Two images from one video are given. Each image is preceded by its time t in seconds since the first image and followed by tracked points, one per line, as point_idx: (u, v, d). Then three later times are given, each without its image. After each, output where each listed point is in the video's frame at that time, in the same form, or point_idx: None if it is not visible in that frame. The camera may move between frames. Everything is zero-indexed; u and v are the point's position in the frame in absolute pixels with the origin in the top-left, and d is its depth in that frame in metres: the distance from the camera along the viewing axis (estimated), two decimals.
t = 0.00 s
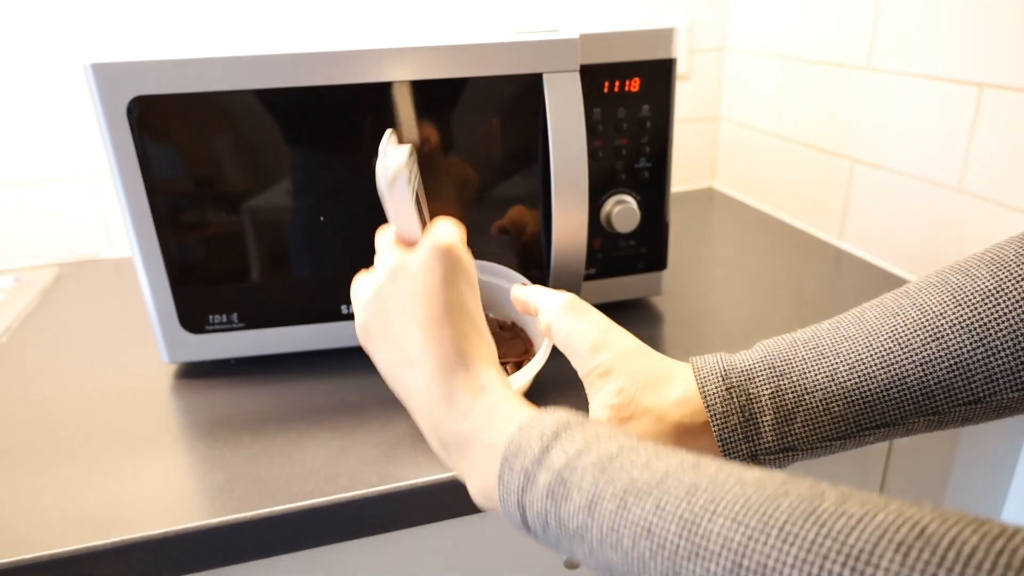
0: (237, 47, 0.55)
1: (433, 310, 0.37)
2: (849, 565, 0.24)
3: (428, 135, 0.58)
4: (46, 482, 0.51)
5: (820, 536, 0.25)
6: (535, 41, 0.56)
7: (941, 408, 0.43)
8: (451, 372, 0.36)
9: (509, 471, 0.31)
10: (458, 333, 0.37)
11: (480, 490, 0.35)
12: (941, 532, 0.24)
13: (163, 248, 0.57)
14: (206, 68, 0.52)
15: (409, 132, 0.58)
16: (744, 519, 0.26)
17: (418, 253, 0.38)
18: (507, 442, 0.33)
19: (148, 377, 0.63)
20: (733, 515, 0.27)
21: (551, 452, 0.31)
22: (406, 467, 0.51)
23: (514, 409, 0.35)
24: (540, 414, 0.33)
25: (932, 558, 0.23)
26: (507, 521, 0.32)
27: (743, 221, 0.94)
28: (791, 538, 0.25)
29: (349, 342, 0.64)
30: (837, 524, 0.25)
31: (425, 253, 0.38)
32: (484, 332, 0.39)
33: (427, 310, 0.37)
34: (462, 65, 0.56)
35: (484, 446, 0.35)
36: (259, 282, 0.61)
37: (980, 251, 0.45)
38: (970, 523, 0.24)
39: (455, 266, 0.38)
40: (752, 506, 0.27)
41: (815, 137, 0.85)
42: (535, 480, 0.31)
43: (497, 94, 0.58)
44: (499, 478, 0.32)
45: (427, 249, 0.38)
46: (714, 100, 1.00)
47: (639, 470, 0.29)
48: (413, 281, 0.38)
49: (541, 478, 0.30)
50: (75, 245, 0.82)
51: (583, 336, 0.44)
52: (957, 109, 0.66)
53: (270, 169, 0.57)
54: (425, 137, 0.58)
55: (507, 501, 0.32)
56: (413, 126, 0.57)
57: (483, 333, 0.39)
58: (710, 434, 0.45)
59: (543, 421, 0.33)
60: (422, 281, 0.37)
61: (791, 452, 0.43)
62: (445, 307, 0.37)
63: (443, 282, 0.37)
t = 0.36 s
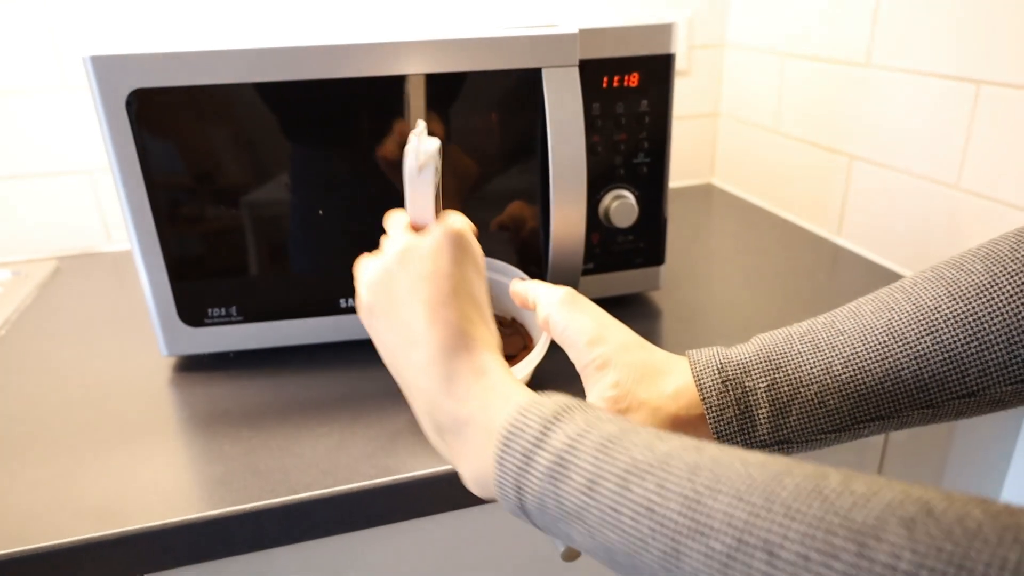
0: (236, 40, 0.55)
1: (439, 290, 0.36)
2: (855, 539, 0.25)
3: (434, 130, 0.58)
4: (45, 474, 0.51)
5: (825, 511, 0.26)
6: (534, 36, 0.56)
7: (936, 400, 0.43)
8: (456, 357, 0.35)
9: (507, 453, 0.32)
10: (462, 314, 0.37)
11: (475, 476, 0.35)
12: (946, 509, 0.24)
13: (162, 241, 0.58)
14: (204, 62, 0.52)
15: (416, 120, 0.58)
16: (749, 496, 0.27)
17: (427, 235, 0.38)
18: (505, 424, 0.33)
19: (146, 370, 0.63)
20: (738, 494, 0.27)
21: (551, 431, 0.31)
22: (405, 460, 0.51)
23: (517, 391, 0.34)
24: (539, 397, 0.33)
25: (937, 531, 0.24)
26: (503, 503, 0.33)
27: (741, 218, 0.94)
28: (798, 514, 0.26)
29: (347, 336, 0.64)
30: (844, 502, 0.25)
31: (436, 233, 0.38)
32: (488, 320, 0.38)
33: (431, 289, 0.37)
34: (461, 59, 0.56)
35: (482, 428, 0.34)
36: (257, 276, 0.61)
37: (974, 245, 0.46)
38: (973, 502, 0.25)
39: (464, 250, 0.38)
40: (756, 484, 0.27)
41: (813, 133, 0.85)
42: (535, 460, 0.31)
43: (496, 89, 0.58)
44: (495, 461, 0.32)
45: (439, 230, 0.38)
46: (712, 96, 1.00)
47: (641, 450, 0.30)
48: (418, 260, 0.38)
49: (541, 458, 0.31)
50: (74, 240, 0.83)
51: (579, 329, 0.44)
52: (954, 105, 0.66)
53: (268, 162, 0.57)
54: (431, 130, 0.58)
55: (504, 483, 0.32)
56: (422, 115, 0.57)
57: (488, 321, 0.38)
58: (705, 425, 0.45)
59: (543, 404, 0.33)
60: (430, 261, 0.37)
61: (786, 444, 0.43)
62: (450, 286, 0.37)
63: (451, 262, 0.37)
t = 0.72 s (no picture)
0: (234, 42, 0.56)
1: (434, 296, 0.37)
2: (854, 539, 0.26)
3: (429, 122, 0.58)
4: (46, 474, 0.51)
5: (825, 513, 0.27)
6: (530, 36, 0.57)
7: (929, 395, 0.43)
8: (458, 360, 0.37)
9: (520, 454, 0.33)
10: (463, 319, 0.37)
11: (491, 472, 0.37)
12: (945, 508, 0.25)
13: (160, 242, 0.58)
14: (202, 64, 0.53)
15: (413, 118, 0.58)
16: (752, 498, 0.28)
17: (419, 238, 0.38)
18: (518, 423, 0.34)
19: (146, 370, 0.64)
20: (740, 493, 0.28)
21: (561, 433, 0.33)
22: (404, 458, 0.51)
23: (529, 394, 0.36)
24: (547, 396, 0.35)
25: (935, 532, 0.25)
26: (519, 500, 0.35)
27: (737, 215, 0.94)
28: (798, 516, 0.27)
29: (346, 335, 0.64)
30: (843, 502, 0.27)
31: (427, 239, 0.37)
32: (490, 316, 0.39)
33: (430, 296, 0.37)
34: (457, 59, 0.56)
35: (497, 425, 0.36)
36: (256, 276, 0.61)
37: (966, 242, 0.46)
38: (968, 498, 0.26)
39: (457, 251, 0.38)
40: (757, 482, 0.28)
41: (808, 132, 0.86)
42: (546, 463, 0.33)
43: (492, 89, 0.58)
44: (510, 460, 0.34)
45: (428, 235, 0.37)
46: (708, 94, 1.00)
47: (646, 451, 0.31)
48: (413, 267, 0.38)
49: (551, 460, 0.32)
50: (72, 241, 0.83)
51: (579, 327, 0.45)
52: (948, 103, 0.67)
53: (266, 162, 0.57)
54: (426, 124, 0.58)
55: (520, 482, 0.34)
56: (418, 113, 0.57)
57: (490, 318, 0.39)
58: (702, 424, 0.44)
59: (553, 403, 0.34)
60: (423, 269, 0.37)
61: (782, 439, 0.44)
62: (448, 292, 0.37)
63: (445, 268, 0.37)
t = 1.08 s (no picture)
0: (239, 53, 0.57)
1: (436, 301, 0.39)
2: (817, 520, 0.27)
3: (433, 142, 0.60)
4: (50, 476, 0.52)
5: (791, 498, 0.28)
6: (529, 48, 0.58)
7: (917, 403, 0.44)
8: (457, 364, 0.38)
9: (507, 453, 0.34)
10: (462, 323, 0.40)
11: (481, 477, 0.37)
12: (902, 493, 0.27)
13: (165, 248, 0.59)
14: (207, 74, 0.54)
15: (417, 134, 0.59)
16: (725, 486, 0.29)
17: (428, 248, 0.41)
18: (506, 425, 0.35)
19: (148, 375, 0.64)
20: (714, 484, 0.29)
21: (548, 432, 0.34)
22: (403, 462, 0.52)
23: (518, 398, 0.37)
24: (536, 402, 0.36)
25: (889, 511, 0.26)
26: (504, 500, 0.35)
27: (732, 224, 0.95)
28: (767, 499, 0.28)
29: (346, 341, 0.65)
30: (810, 489, 0.28)
31: (435, 249, 0.41)
32: (486, 326, 0.41)
33: (434, 299, 0.40)
34: (458, 71, 0.57)
35: (488, 431, 0.36)
36: (258, 283, 0.62)
37: (955, 252, 0.47)
38: (926, 487, 0.27)
39: (461, 262, 0.41)
40: (730, 473, 0.30)
41: (803, 141, 0.87)
42: (532, 461, 0.33)
43: (492, 100, 0.59)
44: (497, 460, 0.35)
45: (437, 244, 0.41)
46: (705, 103, 1.02)
47: (627, 449, 0.32)
48: (418, 273, 0.40)
49: (538, 458, 0.33)
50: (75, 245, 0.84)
51: (575, 335, 0.46)
52: (940, 115, 0.68)
53: (270, 170, 0.58)
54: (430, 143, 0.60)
55: (505, 482, 0.34)
56: (423, 131, 0.59)
57: (485, 327, 0.41)
58: (694, 431, 0.45)
59: (538, 406, 0.35)
60: (429, 276, 0.40)
61: (774, 446, 0.45)
62: (450, 298, 0.40)
63: (452, 275, 0.40)
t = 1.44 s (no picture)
0: (246, 71, 0.58)
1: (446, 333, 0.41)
2: (800, 561, 0.28)
3: (438, 168, 0.61)
4: (56, 487, 0.53)
5: (777, 537, 0.29)
6: (531, 69, 0.59)
7: (911, 426, 0.45)
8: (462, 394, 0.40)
9: (509, 482, 0.35)
10: (470, 355, 0.41)
11: (483, 503, 0.38)
12: (884, 533, 0.27)
13: (170, 261, 0.60)
14: (216, 92, 0.55)
15: (425, 160, 0.60)
16: (715, 522, 0.30)
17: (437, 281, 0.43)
18: (510, 454, 0.36)
19: (151, 386, 0.65)
20: (705, 519, 0.30)
21: (548, 463, 0.35)
22: (403, 477, 0.53)
23: (520, 427, 0.38)
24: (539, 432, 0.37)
25: (869, 553, 0.27)
26: (506, 527, 0.36)
27: (730, 239, 0.96)
28: (754, 537, 0.29)
29: (348, 355, 0.66)
30: (793, 527, 0.29)
31: (443, 281, 0.42)
32: (493, 357, 0.43)
33: (445, 330, 0.41)
34: (461, 92, 0.58)
35: (491, 457, 0.38)
36: (262, 296, 0.63)
37: (948, 276, 0.47)
38: (909, 527, 0.28)
39: (469, 295, 0.42)
40: (720, 508, 0.31)
41: (800, 159, 0.88)
42: (533, 490, 0.35)
43: (494, 118, 0.60)
44: (502, 487, 0.36)
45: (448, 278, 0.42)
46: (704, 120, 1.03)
47: (626, 482, 0.33)
48: (428, 304, 0.42)
49: (539, 487, 0.34)
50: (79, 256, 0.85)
51: (574, 355, 0.46)
52: (934, 137, 0.69)
53: (275, 186, 0.59)
54: (436, 170, 0.61)
55: (508, 510, 0.36)
56: (431, 158, 0.60)
57: (493, 357, 0.43)
58: (692, 451, 0.46)
59: (541, 437, 0.36)
60: (439, 307, 0.42)
61: (770, 466, 0.46)
62: (460, 330, 0.41)
63: (461, 308, 0.42)
